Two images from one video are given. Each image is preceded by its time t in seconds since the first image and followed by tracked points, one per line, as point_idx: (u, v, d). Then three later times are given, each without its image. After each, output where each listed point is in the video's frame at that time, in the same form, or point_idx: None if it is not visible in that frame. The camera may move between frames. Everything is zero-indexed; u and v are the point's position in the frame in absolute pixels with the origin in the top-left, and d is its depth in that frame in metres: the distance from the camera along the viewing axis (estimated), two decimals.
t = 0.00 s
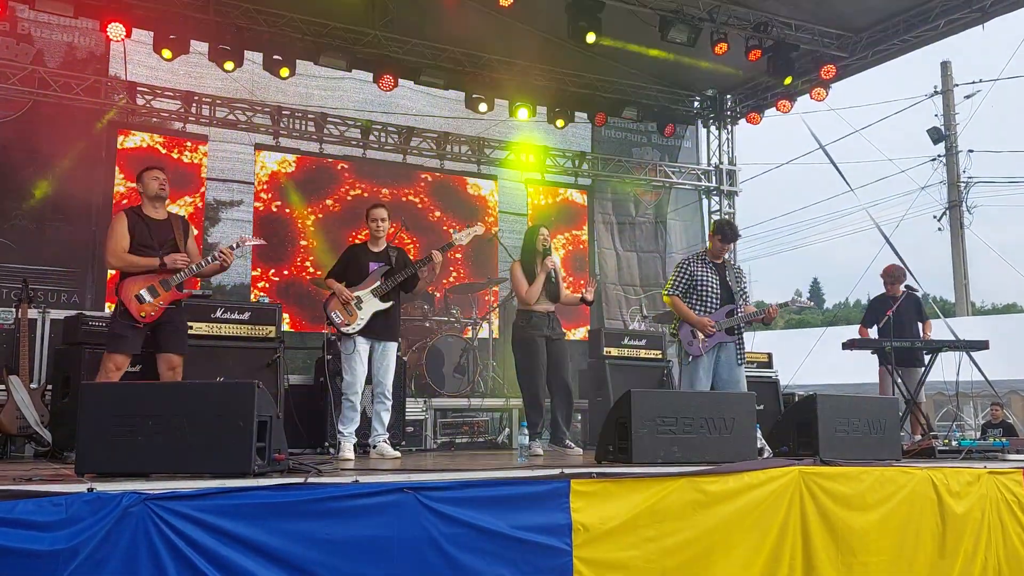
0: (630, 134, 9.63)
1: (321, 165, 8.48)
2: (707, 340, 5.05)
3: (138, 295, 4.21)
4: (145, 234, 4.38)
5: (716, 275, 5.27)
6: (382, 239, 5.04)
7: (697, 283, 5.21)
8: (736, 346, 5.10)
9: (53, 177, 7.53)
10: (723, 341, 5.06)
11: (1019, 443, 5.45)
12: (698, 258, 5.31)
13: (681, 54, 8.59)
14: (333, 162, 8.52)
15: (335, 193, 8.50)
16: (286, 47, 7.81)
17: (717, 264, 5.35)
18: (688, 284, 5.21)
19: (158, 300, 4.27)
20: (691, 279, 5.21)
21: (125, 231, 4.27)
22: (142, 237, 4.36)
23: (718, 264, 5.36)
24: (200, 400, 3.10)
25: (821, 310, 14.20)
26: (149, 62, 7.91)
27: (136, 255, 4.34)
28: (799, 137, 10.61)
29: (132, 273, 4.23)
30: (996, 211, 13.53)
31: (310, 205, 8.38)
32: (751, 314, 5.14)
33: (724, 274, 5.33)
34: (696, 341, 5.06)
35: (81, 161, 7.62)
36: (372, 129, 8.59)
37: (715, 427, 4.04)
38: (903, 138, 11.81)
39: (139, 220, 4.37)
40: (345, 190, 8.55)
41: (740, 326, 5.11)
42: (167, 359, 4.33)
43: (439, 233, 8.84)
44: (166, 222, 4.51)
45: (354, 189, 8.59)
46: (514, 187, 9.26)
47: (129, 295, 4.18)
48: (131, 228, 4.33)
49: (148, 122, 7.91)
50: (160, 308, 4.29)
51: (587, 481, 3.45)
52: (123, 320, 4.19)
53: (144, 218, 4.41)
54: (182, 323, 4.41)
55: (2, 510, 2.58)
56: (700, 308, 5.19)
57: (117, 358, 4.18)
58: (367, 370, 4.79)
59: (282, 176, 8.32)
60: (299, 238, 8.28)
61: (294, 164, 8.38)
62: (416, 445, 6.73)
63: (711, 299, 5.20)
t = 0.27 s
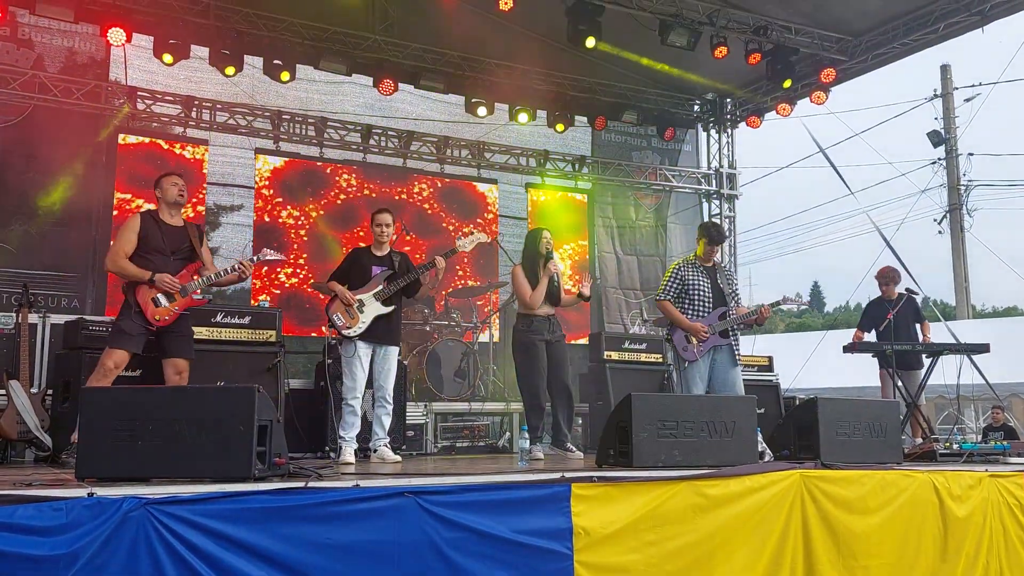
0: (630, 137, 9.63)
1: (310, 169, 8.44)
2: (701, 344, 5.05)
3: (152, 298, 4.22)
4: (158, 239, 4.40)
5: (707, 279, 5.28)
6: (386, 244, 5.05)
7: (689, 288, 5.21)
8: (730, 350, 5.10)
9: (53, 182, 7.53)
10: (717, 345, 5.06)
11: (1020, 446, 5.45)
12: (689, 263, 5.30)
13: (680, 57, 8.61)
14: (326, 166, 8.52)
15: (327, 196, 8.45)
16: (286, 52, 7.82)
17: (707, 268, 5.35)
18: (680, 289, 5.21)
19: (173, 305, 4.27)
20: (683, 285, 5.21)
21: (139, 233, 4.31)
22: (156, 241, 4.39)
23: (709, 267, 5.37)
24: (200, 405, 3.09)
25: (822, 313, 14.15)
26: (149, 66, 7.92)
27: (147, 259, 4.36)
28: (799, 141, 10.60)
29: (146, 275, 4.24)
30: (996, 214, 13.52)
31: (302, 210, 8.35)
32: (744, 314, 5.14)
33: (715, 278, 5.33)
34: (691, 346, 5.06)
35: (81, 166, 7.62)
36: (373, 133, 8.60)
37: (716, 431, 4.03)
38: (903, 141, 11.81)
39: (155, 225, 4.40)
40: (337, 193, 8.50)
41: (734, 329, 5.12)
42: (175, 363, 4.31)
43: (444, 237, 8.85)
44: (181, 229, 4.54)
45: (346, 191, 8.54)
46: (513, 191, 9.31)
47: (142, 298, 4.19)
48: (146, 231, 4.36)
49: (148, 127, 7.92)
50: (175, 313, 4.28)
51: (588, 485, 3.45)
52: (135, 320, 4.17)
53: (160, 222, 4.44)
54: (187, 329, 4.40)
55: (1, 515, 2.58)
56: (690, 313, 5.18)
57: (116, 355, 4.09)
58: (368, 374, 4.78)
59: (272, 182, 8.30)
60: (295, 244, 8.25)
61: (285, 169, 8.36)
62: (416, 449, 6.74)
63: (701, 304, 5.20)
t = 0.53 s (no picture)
0: (631, 139, 9.63)
1: (299, 171, 8.42)
2: (698, 349, 5.03)
3: (146, 302, 4.22)
4: (150, 242, 4.38)
5: (704, 283, 5.27)
6: (386, 245, 5.05)
7: (685, 292, 5.21)
8: (726, 355, 5.15)
9: (52, 184, 7.54)
10: (714, 348, 5.07)
11: (1022, 448, 5.44)
12: (686, 266, 5.30)
13: (681, 59, 8.63)
14: (322, 169, 8.50)
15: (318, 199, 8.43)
16: (286, 55, 7.83)
17: (704, 272, 5.34)
18: (677, 292, 5.22)
19: (167, 306, 4.27)
20: (680, 288, 5.21)
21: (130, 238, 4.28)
22: (148, 245, 4.37)
23: (706, 271, 5.36)
24: (201, 407, 3.10)
25: (823, 315, 14.13)
26: (149, 69, 7.93)
27: (139, 263, 4.34)
28: (799, 143, 10.61)
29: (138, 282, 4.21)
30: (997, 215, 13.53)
31: (294, 213, 8.32)
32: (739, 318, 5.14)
33: (712, 282, 5.33)
34: (688, 348, 5.02)
35: (81, 169, 7.63)
36: (373, 135, 8.61)
37: (717, 434, 4.03)
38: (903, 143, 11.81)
39: (146, 228, 4.38)
40: (327, 195, 8.47)
41: (729, 333, 5.13)
42: (176, 367, 4.35)
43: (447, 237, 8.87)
44: (173, 230, 4.53)
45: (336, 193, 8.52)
46: (514, 193, 9.29)
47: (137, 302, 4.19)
48: (137, 235, 4.34)
49: (149, 130, 7.92)
50: (168, 316, 4.28)
51: (590, 487, 3.44)
52: (129, 325, 4.20)
53: (151, 225, 4.42)
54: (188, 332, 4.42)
55: (2, 517, 2.58)
56: (687, 317, 5.18)
57: (111, 361, 4.12)
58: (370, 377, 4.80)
59: (266, 184, 8.28)
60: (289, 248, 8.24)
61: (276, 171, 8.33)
62: (417, 451, 6.69)
63: (696, 307, 5.20)
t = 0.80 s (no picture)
0: (630, 141, 9.64)
1: (294, 173, 8.39)
2: (699, 350, 5.05)
3: (125, 302, 4.22)
4: (126, 242, 4.39)
5: (700, 284, 5.27)
6: (384, 247, 5.02)
7: (682, 293, 5.20)
8: (724, 355, 5.14)
9: (52, 187, 7.54)
10: (713, 349, 5.08)
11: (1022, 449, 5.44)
12: (682, 268, 5.30)
13: (680, 62, 8.65)
14: (318, 170, 8.49)
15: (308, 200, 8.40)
16: (286, 57, 7.84)
17: (701, 273, 5.33)
18: (674, 294, 5.22)
19: (146, 305, 4.27)
20: (677, 289, 5.21)
21: (103, 239, 4.30)
22: (123, 245, 4.38)
23: (702, 273, 5.35)
24: (201, 409, 3.10)
25: (822, 317, 14.14)
26: (149, 72, 7.94)
27: (117, 264, 4.36)
28: (799, 144, 10.63)
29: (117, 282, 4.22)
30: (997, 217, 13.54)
31: (286, 216, 8.28)
32: (736, 316, 5.11)
33: (709, 283, 5.31)
34: (689, 351, 5.04)
35: (81, 171, 7.63)
36: (373, 137, 8.64)
37: (717, 435, 4.03)
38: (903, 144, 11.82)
39: (120, 229, 4.40)
40: (317, 196, 8.44)
41: (726, 333, 5.14)
42: (162, 368, 4.36)
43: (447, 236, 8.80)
44: (149, 230, 4.53)
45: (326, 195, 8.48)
46: (514, 197, 9.23)
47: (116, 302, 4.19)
48: (111, 237, 4.35)
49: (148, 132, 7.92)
50: (150, 314, 4.28)
51: (589, 488, 3.44)
52: (110, 327, 4.19)
53: (125, 226, 4.43)
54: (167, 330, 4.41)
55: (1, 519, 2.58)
56: (683, 318, 5.18)
57: (97, 367, 4.16)
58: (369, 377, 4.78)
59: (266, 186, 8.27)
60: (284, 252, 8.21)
61: (269, 173, 8.30)
62: (416, 454, 6.63)
63: (694, 308, 5.19)
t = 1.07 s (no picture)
0: (630, 141, 9.65)
1: (296, 173, 8.40)
2: (695, 351, 5.04)
3: (104, 301, 4.26)
4: (104, 242, 4.40)
5: (705, 286, 5.27)
6: (377, 246, 5.02)
7: (686, 294, 5.22)
8: (723, 356, 5.11)
9: (52, 187, 7.53)
10: (711, 351, 5.07)
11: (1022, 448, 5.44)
12: (687, 269, 5.30)
13: (680, 61, 8.66)
14: (316, 171, 8.47)
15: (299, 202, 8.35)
16: (286, 57, 7.84)
17: (706, 275, 5.33)
18: (677, 295, 5.23)
19: (125, 305, 4.31)
20: (680, 291, 5.23)
21: (80, 239, 4.29)
22: (101, 245, 4.39)
23: (708, 274, 5.35)
24: (202, 409, 3.09)
25: (823, 317, 14.14)
26: (149, 72, 7.94)
27: (96, 264, 4.37)
28: (799, 143, 10.64)
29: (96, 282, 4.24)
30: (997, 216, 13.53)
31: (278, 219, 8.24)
32: (736, 323, 5.11)
33: (712, 286, 5.30)
34: (685, 351, 5.05)
35: (81, 172, 7.63)
36: (373, 137, 8.64)
37: (718, 434, 4.03)
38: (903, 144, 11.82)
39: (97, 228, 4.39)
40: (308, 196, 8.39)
41: (727, 335, 5.12)
42: (154, 367, 4.36)
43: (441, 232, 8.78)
44: (127, 229, 4.53)
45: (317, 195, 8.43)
46: (515, 196, 9.24)
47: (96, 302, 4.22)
48: (89, 236, 4.35)
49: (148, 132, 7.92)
50: (129, 313, 4.31)
51: (590, 488, 3.44)
52: (90, 326, 4.23)
53: (103, 225, 4.44)
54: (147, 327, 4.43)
55: (2, 519, 2.58)
56: (685, 320, 5.20)
57: (87, 367, 4.15)
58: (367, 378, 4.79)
59: (267, 184, 8.28)
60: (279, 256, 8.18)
61: (268, 171, 8.30)
62: (417, 454, 6.64)
63: (695, 310, 5.20)
